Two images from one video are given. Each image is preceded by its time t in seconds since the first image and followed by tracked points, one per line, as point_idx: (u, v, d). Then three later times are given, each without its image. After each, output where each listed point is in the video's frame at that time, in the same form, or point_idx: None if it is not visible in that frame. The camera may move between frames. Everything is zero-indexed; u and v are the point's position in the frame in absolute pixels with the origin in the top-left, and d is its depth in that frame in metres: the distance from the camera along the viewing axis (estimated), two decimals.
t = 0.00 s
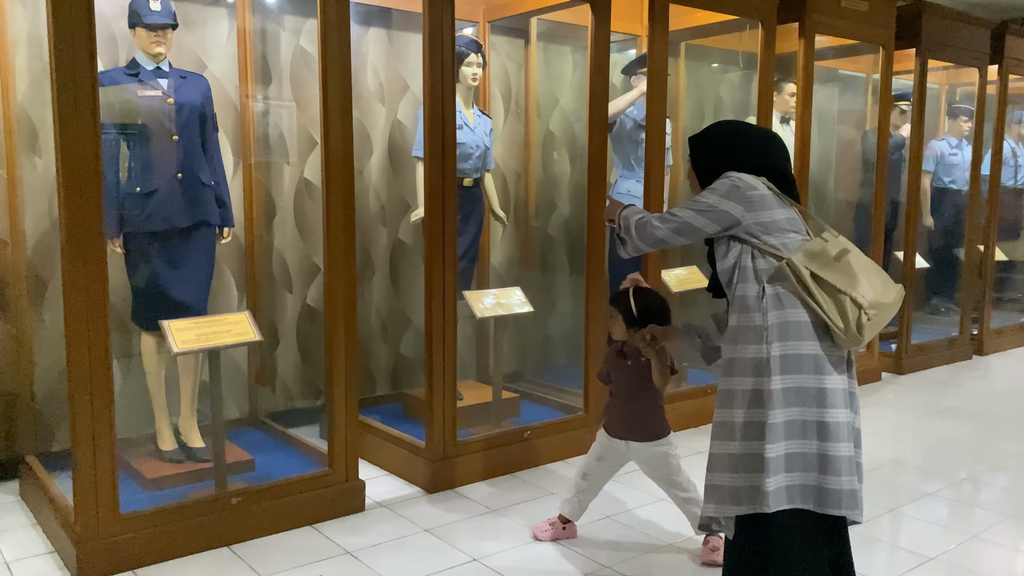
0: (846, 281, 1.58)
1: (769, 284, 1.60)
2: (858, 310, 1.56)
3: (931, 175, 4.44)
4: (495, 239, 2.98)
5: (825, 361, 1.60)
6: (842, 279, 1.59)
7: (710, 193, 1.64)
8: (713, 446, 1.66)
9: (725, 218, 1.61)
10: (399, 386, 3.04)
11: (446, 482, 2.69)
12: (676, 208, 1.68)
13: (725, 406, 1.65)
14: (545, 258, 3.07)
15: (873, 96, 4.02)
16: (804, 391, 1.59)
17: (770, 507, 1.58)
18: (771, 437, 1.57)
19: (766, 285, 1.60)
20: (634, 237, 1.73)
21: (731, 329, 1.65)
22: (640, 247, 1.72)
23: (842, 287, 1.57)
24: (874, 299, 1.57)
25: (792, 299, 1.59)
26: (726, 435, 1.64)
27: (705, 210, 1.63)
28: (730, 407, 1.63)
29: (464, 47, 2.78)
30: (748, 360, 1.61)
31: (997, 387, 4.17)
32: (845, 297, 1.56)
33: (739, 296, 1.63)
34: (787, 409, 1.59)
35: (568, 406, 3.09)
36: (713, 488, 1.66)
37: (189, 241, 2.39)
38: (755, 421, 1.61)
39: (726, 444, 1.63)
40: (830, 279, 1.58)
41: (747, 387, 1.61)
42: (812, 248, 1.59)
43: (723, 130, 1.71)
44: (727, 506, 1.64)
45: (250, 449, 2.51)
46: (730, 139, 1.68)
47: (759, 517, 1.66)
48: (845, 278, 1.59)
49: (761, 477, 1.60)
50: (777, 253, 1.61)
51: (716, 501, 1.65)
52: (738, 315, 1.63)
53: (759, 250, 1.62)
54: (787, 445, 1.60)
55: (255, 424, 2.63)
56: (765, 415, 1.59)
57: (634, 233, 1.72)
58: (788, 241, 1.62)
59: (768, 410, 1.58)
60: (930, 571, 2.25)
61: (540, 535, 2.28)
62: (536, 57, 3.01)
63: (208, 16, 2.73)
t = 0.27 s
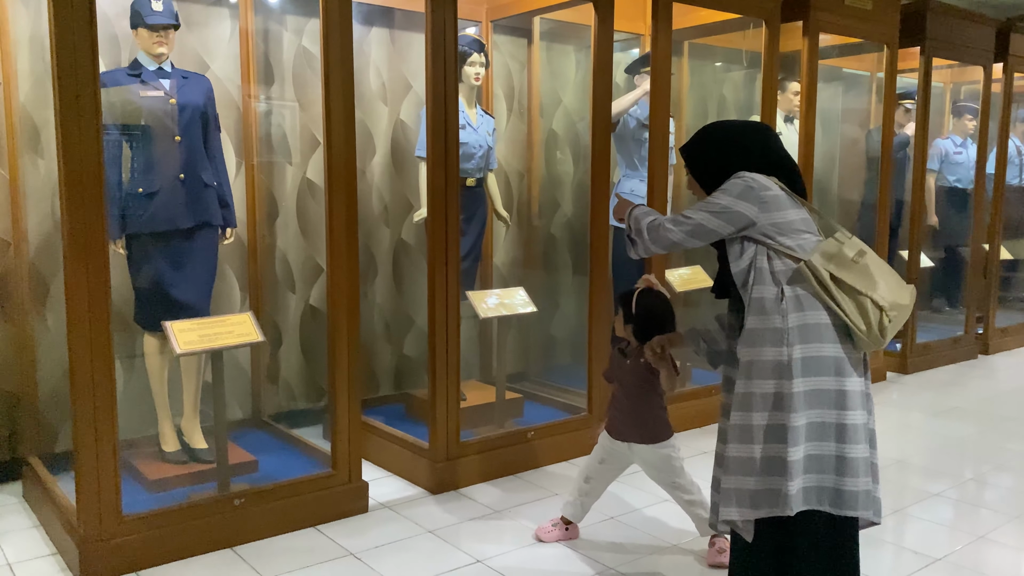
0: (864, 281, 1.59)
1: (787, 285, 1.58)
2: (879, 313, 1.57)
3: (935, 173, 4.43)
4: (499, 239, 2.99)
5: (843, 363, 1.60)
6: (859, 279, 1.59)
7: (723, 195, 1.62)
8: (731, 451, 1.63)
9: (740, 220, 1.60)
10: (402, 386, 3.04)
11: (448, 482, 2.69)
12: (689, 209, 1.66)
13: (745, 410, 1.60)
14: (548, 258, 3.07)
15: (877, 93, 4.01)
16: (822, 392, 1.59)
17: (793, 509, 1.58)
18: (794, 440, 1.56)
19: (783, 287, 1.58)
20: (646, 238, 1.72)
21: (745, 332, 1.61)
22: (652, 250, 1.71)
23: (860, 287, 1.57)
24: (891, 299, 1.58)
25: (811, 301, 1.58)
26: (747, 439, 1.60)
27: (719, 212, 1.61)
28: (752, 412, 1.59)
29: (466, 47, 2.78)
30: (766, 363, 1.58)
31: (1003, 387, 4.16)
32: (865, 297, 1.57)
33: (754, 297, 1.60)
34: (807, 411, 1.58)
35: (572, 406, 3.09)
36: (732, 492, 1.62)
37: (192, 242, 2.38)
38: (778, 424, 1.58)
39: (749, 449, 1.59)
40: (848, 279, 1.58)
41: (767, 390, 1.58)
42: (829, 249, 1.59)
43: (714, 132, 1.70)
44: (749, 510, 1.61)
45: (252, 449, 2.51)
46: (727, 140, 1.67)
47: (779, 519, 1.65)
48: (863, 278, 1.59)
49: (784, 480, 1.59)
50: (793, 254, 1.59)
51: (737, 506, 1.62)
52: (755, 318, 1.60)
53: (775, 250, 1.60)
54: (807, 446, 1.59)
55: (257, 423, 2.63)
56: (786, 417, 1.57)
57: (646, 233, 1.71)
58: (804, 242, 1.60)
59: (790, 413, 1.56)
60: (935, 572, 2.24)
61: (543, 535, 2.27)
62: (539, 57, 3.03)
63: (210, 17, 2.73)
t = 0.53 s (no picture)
0: (878, 282, 1.57)
1: (805, 295, 1.55)
2: (902, 312, 1.56)
3: (938, 172, 4.41)
4: (499, 239, 2.99)
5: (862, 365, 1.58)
6: (874, 280, 1.57)
7: (736, 218, 1.54)
8: (755, 467, 1.57)
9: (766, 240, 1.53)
10: (403, 387, 3.02)
11: (449, 484, 2.67)
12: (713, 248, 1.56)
13: (767, 426, 1.55)
14: (549, 258, 3.06)
15: (879, 92, 4.00)
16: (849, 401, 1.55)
17: (830, 525, 1.54)
18: (827, 455, 1.51)
19: (801, 298, 1.54)
20: (682, 293, 1.58)
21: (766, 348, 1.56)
22: (701, 305, 1.57)
23: (879, 289, 1.55)
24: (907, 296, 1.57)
25: (831, 307, 1.55)
26: (772, 456, 1.55)
27: (743, 235, 1.53)
28: (777, 428, 1.54)
29: (467, 46, 2.76)
30: (790, 378, 1.53)
31: (1006, 386, 4.14)
32: (886, 299, 1.55)
33: (776, 313, 1.55)
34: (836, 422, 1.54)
35: (574, 407, 3.08)
36: (758, 511, 1.57)
37: (191, 242, 2.37)
38: (806, 438, 1.54)
39: (777, 467, 1.54)
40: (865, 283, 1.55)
41: (794, 405, 1.53)
42: (840, 253, 1.56)
43: (690, 147, 1.66)
44: (775, 528, 1.56)
45: (253, 451, 2.51)
46: (709, 153, 1.63)
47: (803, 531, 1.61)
48: (877, 279, 1.57)
49: (812, 494, 1.55)
50: (807, 262, 1.55)
51: (761, 523, 1.57)
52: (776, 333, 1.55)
53: (788, 259, 1.56)
54: (836, 458, 1.56)
55: (258, 426, 2.65)
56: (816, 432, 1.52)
57: (681, 288, 1.58)
58: (814, 245, 1.56)
59: (821, 428, 1.51)
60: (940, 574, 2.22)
61: (544, 538, 2.26)
62: (539, 56, 3.01)
63: (209, 16, 2.71)
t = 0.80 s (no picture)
0: (886, 276, 1.57)
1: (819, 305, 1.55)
2: (914, 305, 1.57)
3: (939, 170, 4.40)
4: (499, 239, 2.97)
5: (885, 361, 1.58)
6: (882, 275, 1.56)
7: (757, 234, 1.49)
8: (796, 484, 1.53)
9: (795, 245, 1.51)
10: (403, 388, 3.01)
11: (450, 486, 2.66)
12: (774, 276, 1.47)
13: (805, 440, 1.54)
14: (549, 258, 3.04)
15: (881, 89, 3.97)
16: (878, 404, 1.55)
17: (876, 528, 1.54)
18: (874, 460, 1.51)
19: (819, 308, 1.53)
20: (815, 336, 1.44)
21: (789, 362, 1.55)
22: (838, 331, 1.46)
23: (891, 284, 1.55)
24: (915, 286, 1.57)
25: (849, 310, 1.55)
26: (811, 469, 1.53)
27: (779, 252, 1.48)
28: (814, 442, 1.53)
29: (466, 44, 2.74)
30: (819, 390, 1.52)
31: (1009, 385, 4.12)
32: (898, 294, 1.55)
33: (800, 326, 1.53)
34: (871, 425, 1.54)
35: (574, 407, 3.06)
36: (802, 527, 1.53)
37: (188, 243, 2.35)
38: (847, 447, 1.53)
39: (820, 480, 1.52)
40: (875, 281, 1.54)
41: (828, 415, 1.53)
42: (845, 254, 1.55)
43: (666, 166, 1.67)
44: (819, 539, 1.53)
45: (250, 453, 2.50)
46: (684, 166, 1.64)
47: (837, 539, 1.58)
48: (885, 274, 1.57)
49: (849, 499, 1.55)
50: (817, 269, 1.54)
51: (806, 539, 1.53)
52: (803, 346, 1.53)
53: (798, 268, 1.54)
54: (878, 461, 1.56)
55: (257, 427, 2.63)
56: (857, 440, 1.52)
57: (813, 332, 1.44)
58: (815, 248, 1.55)
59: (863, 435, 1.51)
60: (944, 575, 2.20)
61: (545, 540, 2.24)
62: (539, 54, 2.98)
63: (206, 15, 2.69)
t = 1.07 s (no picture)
0: (893, 278, 1.55)
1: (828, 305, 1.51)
2: (922, 307, 1.55)
3: (939, 168, 4.38)
4: (497, 238, 2.93)
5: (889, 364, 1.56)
6: (888, 277, 1.55)
7: (773, 223, 1.45)
8: (806, 492, 1.51)
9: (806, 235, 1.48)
10: (401, 390, 2.98)
11: (448, 489, 2.63)
12: (803, 262, 1.42)
13: (813, 446, 1.51)
14: (548, 258, 3.01)
15: (880, 87, 3.95)
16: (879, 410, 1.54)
17: (889, 534, 1.54)
18: (885, 467, 1.50)
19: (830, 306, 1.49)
20: (858, 314, 1.43)
21: (794, 369, 1.51)
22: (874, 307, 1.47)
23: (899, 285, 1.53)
24: (921, 288, 1.56)
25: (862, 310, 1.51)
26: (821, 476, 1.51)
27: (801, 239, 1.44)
28: (825, 448, 1.50)
29: (464, 43, 2.71)
30: (825, 396, 1.51)
31: (1011, 384, 4.09)
32: (907, 295, 1.52)
33: (807, 330, 1.51)
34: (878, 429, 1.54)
35: (573, 409, 3.03)
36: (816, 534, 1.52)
37: (183, 245, 2.33)
38: (854, 451, 1.53)
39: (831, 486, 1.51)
40: (883, 282, 1.52)
41: (836, 421, 1.51)
42: (852, 256, 1.54)
43: (661, 164, 1.63)
44: (833, 546, 1.53)
45: (246, 457, 2.45)
46: (685, 164, 1.60)
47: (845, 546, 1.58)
48: (891, 277, 1.55)
49: (860, 502, 1.55)
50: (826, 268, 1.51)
51: (820, 547, 1.52)
52: (807, 351, 1.50)
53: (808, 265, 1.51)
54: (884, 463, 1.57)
55: (252, 429, 2.56)
56: (868, 446, 1.51)
57: (856, 310, 1.43)
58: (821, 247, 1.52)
59: (870, 441, 1.51)
60: None
61: (544, 544, 2.21)
62: (538, 53, 2.96)
63: (200, 14, 2.67)
